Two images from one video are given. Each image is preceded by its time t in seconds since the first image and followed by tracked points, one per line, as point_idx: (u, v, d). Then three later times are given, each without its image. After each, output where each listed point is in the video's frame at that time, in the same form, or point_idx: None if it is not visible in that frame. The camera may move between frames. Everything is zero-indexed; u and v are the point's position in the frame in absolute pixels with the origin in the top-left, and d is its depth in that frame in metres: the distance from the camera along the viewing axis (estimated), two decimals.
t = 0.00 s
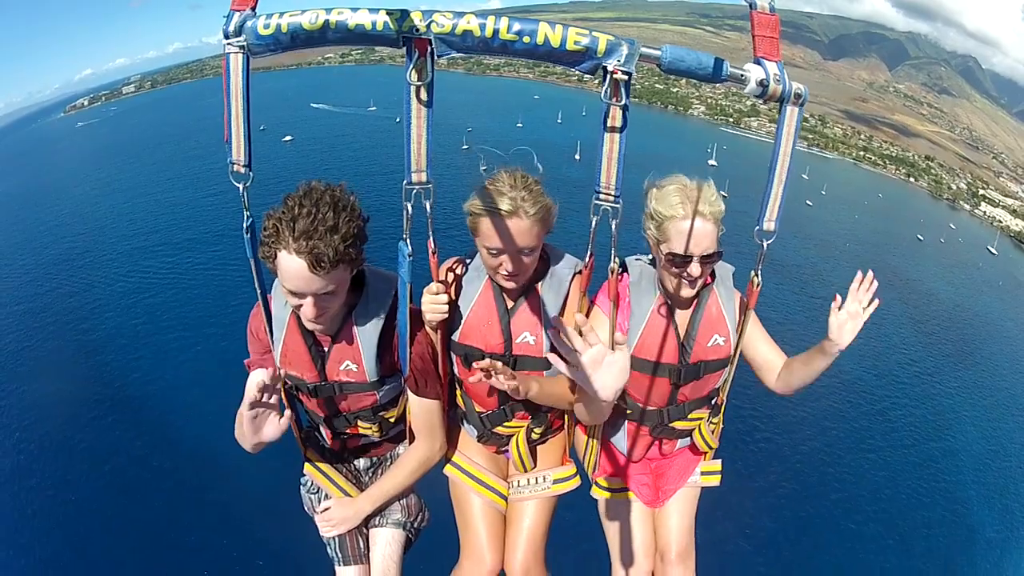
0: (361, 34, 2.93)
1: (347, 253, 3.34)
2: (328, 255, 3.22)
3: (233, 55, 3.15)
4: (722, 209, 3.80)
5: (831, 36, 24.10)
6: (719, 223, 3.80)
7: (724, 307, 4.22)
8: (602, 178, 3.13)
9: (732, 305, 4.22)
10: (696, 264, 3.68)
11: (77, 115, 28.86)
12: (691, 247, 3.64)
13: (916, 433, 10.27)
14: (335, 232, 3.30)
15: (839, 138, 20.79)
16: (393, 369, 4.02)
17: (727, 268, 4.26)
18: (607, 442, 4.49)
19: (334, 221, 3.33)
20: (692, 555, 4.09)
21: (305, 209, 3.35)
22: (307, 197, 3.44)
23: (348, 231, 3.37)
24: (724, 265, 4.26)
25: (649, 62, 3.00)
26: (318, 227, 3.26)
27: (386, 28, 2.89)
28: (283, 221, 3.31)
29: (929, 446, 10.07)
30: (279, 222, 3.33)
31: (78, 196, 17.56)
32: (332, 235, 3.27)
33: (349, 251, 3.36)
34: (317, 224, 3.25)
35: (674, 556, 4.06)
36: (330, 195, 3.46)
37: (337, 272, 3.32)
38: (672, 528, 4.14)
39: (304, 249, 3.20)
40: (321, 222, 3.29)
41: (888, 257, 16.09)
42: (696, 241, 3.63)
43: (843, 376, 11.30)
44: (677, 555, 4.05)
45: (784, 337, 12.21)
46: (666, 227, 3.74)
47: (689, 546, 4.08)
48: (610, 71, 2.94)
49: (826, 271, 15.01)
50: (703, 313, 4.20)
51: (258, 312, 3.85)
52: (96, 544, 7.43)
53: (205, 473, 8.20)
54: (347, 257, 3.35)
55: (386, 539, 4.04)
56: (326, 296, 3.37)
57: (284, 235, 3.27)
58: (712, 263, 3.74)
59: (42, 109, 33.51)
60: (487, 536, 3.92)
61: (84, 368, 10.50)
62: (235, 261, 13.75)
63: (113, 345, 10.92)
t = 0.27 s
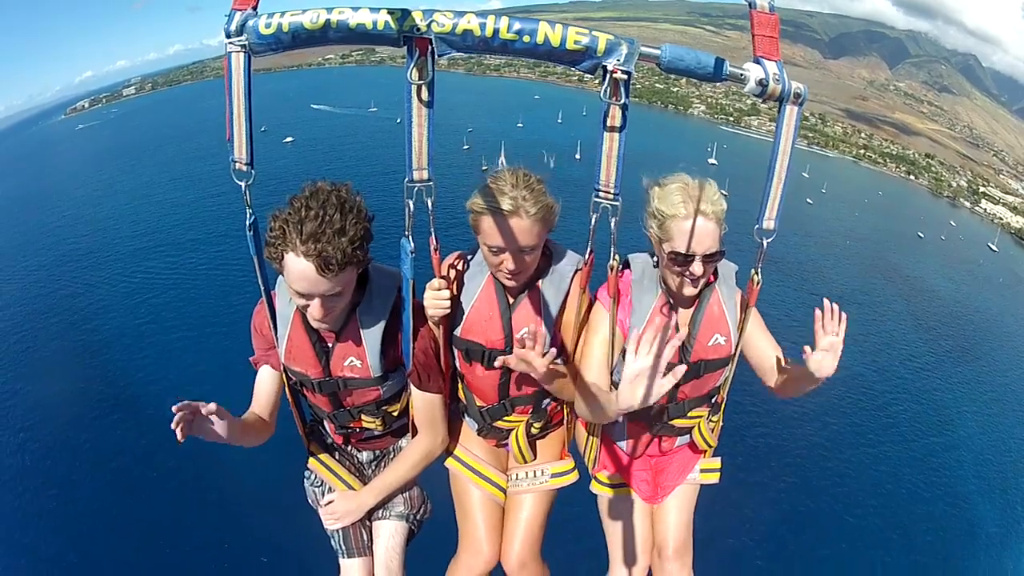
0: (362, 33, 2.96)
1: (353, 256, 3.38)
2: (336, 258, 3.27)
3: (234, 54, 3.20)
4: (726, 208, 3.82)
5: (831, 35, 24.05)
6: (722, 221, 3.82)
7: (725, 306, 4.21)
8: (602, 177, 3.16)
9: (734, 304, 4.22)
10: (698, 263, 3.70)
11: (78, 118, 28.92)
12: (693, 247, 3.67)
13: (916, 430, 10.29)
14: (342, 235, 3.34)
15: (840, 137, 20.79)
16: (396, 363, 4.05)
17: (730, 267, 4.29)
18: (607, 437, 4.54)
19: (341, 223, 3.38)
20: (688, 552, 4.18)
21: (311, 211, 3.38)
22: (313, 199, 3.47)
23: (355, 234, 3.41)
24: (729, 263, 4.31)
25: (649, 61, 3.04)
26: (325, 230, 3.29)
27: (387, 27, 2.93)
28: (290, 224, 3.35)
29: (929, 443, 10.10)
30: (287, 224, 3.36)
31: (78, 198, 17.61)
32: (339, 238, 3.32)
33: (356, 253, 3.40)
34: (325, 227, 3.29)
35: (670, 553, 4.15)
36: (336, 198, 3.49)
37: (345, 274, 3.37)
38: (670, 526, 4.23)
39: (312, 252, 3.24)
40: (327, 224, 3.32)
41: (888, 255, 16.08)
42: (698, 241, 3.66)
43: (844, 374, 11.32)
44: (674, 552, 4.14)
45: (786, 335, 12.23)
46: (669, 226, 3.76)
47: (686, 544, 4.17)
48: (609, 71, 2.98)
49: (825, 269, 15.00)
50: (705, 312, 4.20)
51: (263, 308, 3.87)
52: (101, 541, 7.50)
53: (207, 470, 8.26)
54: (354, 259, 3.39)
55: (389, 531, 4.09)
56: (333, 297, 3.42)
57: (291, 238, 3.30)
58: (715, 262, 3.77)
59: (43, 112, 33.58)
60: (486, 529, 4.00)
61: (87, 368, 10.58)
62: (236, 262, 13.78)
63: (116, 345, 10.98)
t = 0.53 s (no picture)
0: (362, 33, 2.98)
1: (355, 255, 3.39)
2: (338, 256, 3.29)
3: (235, 53, 3.21)
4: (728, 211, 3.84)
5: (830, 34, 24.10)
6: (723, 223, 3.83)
7: (725, 309, 4.22)
8: (601, 176, 3.17)
9: (734, 308, 4.23)
10: (698, 265, 3.73)
11: (77, 118, 28.92)
12: (693, 249, 3.69)
13: (913, 428, 10.33)
14: (344, 234, 3.36)
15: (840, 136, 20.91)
16: (394, 360, 4.05)
17: (731, 270, 4.30)
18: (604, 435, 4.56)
19: (343, 222, 3.39)
20: (682, 553, 4.20)
21: (314, 210, 3.39)
22: (316, 198, 3.49)
23: (357, 232, 3.43)
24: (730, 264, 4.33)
25: (648, 61, 3.05)
26: (328, 229, 3.31)
27: (387, 27, 2.94)
28: (292, 223, 3.37)
29: (926, 441, 10.13)
30: (289, 222, 3.38)
31: (78, 198, 17.63)
32: (341, 237, 3.33)
33: (358, 252, 3.42)
34: (327, 225, 3.30)
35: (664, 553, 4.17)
36: (338, 197, 3.51)
37: (347, 272, 3.39)
38: (664, 526, 4.25)
39: (315, 251, 3.25)
40: (328, 224, 3.34)
41: (886, 254, 16.12)
42: (697, 242, 3.68)
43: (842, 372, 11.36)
44: (668, 553, 4.16)
45: (784, 333, 12.26)
46: (669, 227, 3.78)
47: (679, 545, 4.19)
48: (608, 71, 2.99)
49: (824, 268, 15.05)
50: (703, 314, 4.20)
51: (263, 304, 3.90)
52: (100, 538, 7.52)
53: (206, 468, 8.27)
54: (356, 257, 3.41)
55: (385, 525, 4.11)
56: (336, 296, 3.44)
57: (294, 236, 3.32)
58: (715, 264, 3.78)
59: (42, 112, 33.58)
60: (479, 524, 4.01)
61: (87, 367, 10.60)
62: (235, 261, 13.81)
63: (115, 343, 11.00)
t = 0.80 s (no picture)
0: (361, 33, 2.96)
1: (343, 262, 3.36)
2: (324, 265, 3.25)
3: (234, 53, 3.19)
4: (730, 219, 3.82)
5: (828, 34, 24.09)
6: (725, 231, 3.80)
7: (726, 316, 4.18)
8: (600, 178, 3.14)
9: (735, 315, 4.19)
10: (698, 273, 3.67)
11: (74, 118, 28.82)
12: (693, 257, 3.67)
13: (913, 427, 10.31)
14: (331, 241, 3.32)
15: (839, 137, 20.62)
16: (392, 362, 4.01)
17: (733, 276, 4.22)
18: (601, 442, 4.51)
19: (330, 229, 3.35)
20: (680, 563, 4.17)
21: (300, 218, 3.37)
22: (305, 205, 3.46)
23: (344, 239, 3.38)
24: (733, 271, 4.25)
25: (649, 63, 3.02)
26: (314, 236, 3.28)
27: (387, 27, 2.92)
28: (279, 231, 3.35)
29: (926, 440, 10.11)
30: (277, 230, 3.36)
31: (74, 198, 17.56)
32: (328, 244, 3.29)
33: (345, 259, 3.37)
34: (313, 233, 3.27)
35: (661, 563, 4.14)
36: (326, 203, 3.48)
37: (335, 280, 3.36)
38: (662, 535, 4.23)
39: (299, 259, 3.22)
40: (315, 231, 3.31)
41: (885, 254, 16.11)
42: (697, 251, 3.66)
43: (841, 372, 11.35)
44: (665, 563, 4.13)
45: (783, 333, 12.24)
46: (669, 235, 3.76)
47: (677, 555, 4.17)
48: (609, 73, 2.97)
49: (822, 268, 15.03)
50: (703, 321, 4.17)
51: (260, 306, 3.89)
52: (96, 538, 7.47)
53: (204, 468, 8.23)
54: (344, 264, 3.37)
55: (383, 528, 4.10)
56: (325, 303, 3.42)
57: (280, 245, 3.29)
58: (715, 272, 3.75)
59: (39, 112, 33.45)
60: (477, 530, 4.01)
61: (84, 366, 10.55)
62: (231, 260, 13.77)
63: (113, 343, 10.95)
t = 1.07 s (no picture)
0: (363, 34, 3.00)
1: (335, 260, 3.39)
2: (314, 262, 3.29)
3: (236, 54, 3.23)
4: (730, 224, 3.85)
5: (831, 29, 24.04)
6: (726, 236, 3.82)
7: (729, 320, 4.21)
8: (603, 180, 3.14)
9: (738, 319, 4.22)
10: (699, 280, 3.70)
11: (82, 127, 29.04)
12: (695, 263, 3.69)
13: (922, 420, 10.28)
14: (322, 239, 3.36)
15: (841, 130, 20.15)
16: (394, 364, 4.06)
17: (738, 280, 4.30)
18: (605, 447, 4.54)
19: (322, 227, 3.40)
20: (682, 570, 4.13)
21: (293, 215, 3.43)
22: (300, 203, 3.51)
23: (337, 237, 3.42)
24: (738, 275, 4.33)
25: (651, 63, 3.05)
26: (304, 234, 3.33)
27: (389, 28, 2.95)
28: (273, 230, 3.41)
29: (935, 432, 10.08)
30: (271, 228, 3.42)
31: (83, 205, 17.73)
32: (318, 242, 3.33)
33: (337, 257, 3.41)
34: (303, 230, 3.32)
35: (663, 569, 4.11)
36: (320, 202, 3.53)
37: (327, 278, 3.40)
38: (664, 541, 4.19)
39: (288, 256, 3.28)
40: (306, 229, 3.36)
41: (892, 247, 16.06)
42: (699, 257, 3.68)
43: (849, 365, 11.34)
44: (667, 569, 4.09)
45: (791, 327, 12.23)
46: (669, 240, 3.78)
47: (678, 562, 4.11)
48: (610, 73, 3.00)
49: (829, 262, 15.01)
50: (705, 325, 4.21)
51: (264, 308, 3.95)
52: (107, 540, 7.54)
53: (214, 470, 8.31)
54: (336, 262, 3.40)
55: (383, 529, 4.12)
56: (318, 301, 3.46)
57: (273, 242, 3.36)
58: (717, 278, 3.77)
59: (47, 121, 33.72)
60: (479, 534, 4.03)
61: (94, 371, 10.65)
62: (238, 265, 13.86)
63: (123, 347, 11.06)
